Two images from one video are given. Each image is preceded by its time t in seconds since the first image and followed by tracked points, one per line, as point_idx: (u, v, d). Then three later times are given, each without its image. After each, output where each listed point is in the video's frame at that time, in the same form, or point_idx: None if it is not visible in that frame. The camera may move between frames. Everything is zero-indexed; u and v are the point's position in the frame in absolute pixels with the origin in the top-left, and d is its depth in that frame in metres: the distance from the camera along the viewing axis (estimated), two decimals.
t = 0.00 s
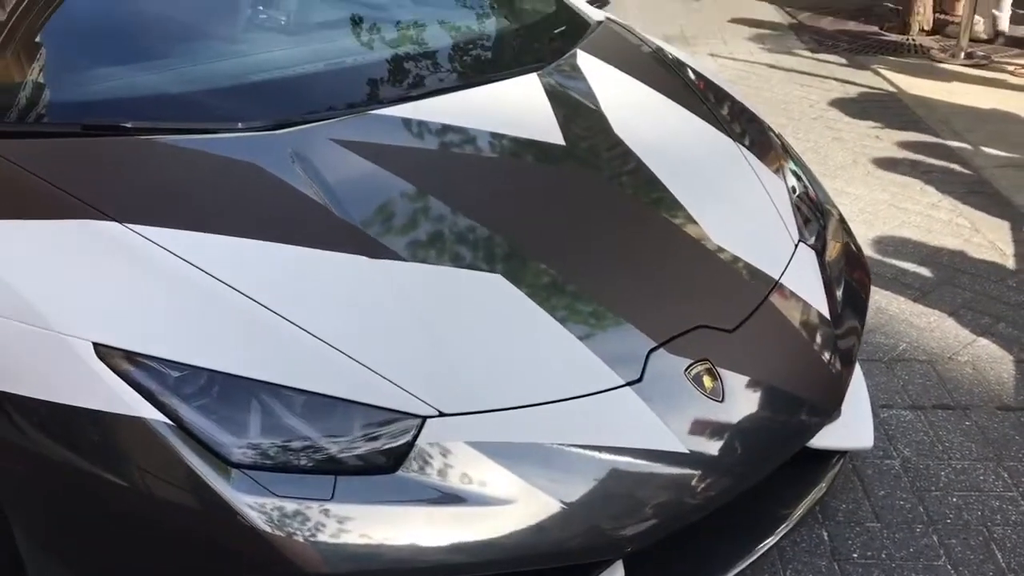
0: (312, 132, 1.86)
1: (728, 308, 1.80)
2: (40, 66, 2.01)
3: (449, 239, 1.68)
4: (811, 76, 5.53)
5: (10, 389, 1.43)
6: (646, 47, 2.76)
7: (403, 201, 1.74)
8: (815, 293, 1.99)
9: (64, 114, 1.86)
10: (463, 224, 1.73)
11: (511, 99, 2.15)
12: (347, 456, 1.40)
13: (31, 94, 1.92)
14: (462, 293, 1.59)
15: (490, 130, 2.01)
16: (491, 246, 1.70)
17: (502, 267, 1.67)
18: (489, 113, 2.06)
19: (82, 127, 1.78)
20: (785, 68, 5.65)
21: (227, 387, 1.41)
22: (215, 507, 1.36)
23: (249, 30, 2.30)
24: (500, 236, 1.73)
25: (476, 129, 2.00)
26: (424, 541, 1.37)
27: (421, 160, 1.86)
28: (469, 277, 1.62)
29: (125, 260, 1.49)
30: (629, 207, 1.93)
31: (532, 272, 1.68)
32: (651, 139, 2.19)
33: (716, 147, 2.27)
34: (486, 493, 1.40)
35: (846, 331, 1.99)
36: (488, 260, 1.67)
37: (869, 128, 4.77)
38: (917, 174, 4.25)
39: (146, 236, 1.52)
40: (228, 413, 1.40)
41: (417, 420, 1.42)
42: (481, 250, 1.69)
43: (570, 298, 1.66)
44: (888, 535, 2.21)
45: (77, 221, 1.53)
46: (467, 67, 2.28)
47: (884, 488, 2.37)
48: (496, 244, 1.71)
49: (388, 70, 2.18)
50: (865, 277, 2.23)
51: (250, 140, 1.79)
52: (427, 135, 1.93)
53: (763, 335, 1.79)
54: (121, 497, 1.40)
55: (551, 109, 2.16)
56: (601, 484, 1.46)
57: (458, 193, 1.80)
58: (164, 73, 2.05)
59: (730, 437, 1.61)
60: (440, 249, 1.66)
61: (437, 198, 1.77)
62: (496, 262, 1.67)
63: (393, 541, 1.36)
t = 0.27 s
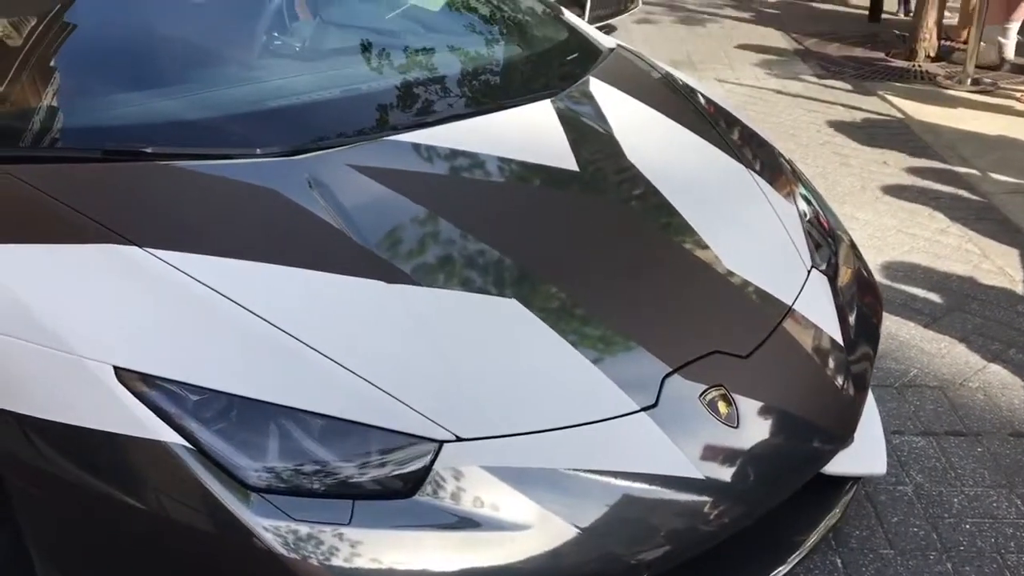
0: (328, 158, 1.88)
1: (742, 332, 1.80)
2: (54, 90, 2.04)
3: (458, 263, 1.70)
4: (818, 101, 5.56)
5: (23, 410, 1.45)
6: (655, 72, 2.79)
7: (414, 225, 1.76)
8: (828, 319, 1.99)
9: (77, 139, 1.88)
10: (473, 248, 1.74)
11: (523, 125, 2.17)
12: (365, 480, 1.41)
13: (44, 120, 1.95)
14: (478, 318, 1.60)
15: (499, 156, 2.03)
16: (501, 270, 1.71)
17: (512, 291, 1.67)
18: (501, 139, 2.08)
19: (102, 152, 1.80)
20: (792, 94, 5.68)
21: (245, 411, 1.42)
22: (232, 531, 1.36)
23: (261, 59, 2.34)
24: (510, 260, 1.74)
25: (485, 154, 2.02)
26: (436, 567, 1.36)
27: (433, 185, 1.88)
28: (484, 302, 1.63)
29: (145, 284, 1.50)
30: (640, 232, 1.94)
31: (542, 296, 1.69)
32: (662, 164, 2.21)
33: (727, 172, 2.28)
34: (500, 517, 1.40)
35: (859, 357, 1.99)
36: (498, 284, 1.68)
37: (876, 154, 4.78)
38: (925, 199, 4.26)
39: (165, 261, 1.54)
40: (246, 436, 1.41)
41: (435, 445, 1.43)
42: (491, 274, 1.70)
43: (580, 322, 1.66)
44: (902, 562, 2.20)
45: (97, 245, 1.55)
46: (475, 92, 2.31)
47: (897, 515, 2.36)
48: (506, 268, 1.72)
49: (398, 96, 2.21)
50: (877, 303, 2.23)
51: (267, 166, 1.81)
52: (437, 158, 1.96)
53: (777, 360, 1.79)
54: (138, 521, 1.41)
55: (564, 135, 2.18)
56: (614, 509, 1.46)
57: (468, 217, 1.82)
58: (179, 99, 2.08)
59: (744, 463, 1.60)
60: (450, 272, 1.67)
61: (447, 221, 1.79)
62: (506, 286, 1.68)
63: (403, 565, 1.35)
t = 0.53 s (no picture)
0: (344, 188, 1.90)
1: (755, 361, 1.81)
2: (69, 116, 2.06)
3: (468, 290, 1.71)
4: (826, 128, 5.58)
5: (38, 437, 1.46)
6: (664, 100, 2.81)
7: (423, 252, 1.78)
8: (841, 349, 1.99)
9: (92, 169, 1.90)
10: (482, 274, 1.76)
11: (533, 154, 2.19)
12: (381, 510, 1.41)
13: (58, 147, 1.97)
14: (493, 347, 1.60)
15: (508, 184, 2.04)
16: (510, 297, 1.72)
17: (522, 318, 1.68)
18: (513, 168, 2.10)
19: (122, 182, 1.82)
20: (800, 121, 5.70)
21: (262, 440, 1.42)
22: (249, 560, 1.37)
23: (273, 89, 2.37)
24: (520, 286, 1.75)
25: (495, 183, 2.03)
26: None
27: (444, 214, 1.89)
28: (498, 331, 1.63)
29: (164, 314, 1.51)
30: (649, 259, 1.95)
31: (552, 323, 1.69)
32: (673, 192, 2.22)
33: (737, 198, 2.29)
34: (513, 547, 1.40)
35: (873, 385, 1.99)
36: (507, 311, 1.69)
37: (884, 181, 4.79)
38: (934, 227, 4.26)
39: (184, 290, 1.55)
40: (263, 466, 1.41)
41: (451, 475, 1.43)
42: (500, 300, 1.71)
43: (590, 350, 1.66)
44: None
45: (115, 275, 1.56)
46: (484, 118, 2.35)
47: (910, 545, 2.35)
48: (516, 295, 1.73)
49: (408, 126, 2.24)
50: (889, 331, 2.23)
51: (284, 197, 1.83)
52: (446, 185, 1.98)
53: (790, 390, 1.79)
54: (153, 550, 1.42)
55: (575, 163, 2.20)
56: (625, 539, 1.46)
57: (478, 244, 1.84)
58: (193, 128, 2.10)
59: (756, 494, 1.60)
60: (459, 298, 1.68)
61: (456, 247, 1.81)
62: (516, 313, 1.69)
63: None
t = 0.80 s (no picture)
0: (357, 221, 1.92)
1: (766, 394, 1.80)
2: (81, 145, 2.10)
3: (477, 318, 1.72)
4: (834, 157, 5.60)
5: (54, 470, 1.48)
6: (673, 131, 2.83)
7: (433, 280, 1.80)
8: (851, 381, 1.98)
9: (107, 199, 1.92)
10: (491, 302, 1.77)
11: (543, 185, 2.21)
12: (392, 544, 1.41)
13: (70, 177, 2.00)
14: (505, 380, 1.61)
15: (517, 215, 2.06)
16: (519, 326, 1.73)
17: (530, 347, 1.69)
18: (522, 199, 2.12)
19: (137, 213, 1.84)
20: (807, 150, 5.72)
21: (275, 472, 1.43)
22: None
23: (286, 120, 2.40)
24: (528, 316, 1.76)
25: (506, 215, 2.05)
26: None
27: (455, 245, 1.91)
28: (510, 363, 1.64)
29: (178, 345, 1.52)
30: (658, 289, 1.96)
31: (561, 353, 1.70)
32: (682, 223, 2.23)
33: (746, 229, 2.30)
34: None
35: (884, 417, 1.99)
36: (516, 341, 1.69)
37: (892, 211, 4.80)
38: (943, 257, 4.26)
39: (198, 321, 1.56)
40: (276, 498, 1.42)
41: (463, 508, 1.43)
42: (509, 329, 1.72)
43: (598, 380, 1.67)
44: None
45: (131, 306, 1.58)
46: (491, 147, 2.38)
47: None
48: (524, 324, 1.74)
49: (420, 158, 2.26)
50: (899, 363, 2.22)
51: (298, 228, 1.85)
52: (455, 215, 2.01)
53: (801, 423, 1.78)
54: None
55: (585, 194, 2.21)
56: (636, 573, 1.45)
57: (488, 274, 1.85)
58: (208, 158, 2.13)
59: (768, 527, 1.59)
60: (468, 327, 1.69)
61: (464, 275, 1.83)
62: (524, 342, 1.70)
63: None
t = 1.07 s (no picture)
0: (373, 249, 1.94)
1: (779, 426, 1.80)
2: (97, 168, 2.12)
3: (488, 345, 1.73)
4: (845, 189, 5.61)
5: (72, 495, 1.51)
6: (686, 161, 2.84)
7: (445, 307, 1.81)
8: (865, 414, 1.97)
9: (123, 225, 1.94)
10: (502, 329, 1.78)
11: (555, 214, 2.22)
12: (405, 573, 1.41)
13: (85, 201, 2.02)
14: (519, 409, 1.61)
15: (530, 244, 2.07)
16: (529, 353, 1.74)
17: (541, 374, 1.69)
18: (535, 228, 2.13)
19: (156, 239, 1.87)
20: (819, 181, 5.73)
21: (289, 498, 1.43)
22: None
23: (303, 147, 2.43)
24: (540, 343, 1.77)
25: (518, 244, 2.06)
26: None
27: (469, 273, 1.92)
28: (524, 392, 1.64)
29: (197, 372, 1.55)
30: (670, 319, 1.96)
31: (571, 381, 1.70)
32: (695, 253, 2.24)
33: (758, 260, 2.30)
34: None
35: (897, 449, 1.98)
36: (527, 368, 1.70)
37: (904, 243, 4.80)
38: (955, 290, 4.25)
39: (217, 349, 1.59)
40: (289, 525, 1.42)
41: (476, 538, 1.43)
42: (520, 357, 1.72)
43: (609, 409, 1.67)
44: None
45: (150, 332, 1.61)
46: (504, 174, 2.43)
47: None
48: (535, 351, 1.74)
49: (435, 187, 2.29)
50: (912, 396, 2.21)
51: (314, 256, 1.88)
52: (466, 241, 2.03)
53: (814, 456, 1.78)
54: None
55: (598, 223, 2.23)
56: None
57: (500, 302, 1.86)
58: (225, 183, 2.16)
59: (780, 561, 1.58)
60: (479, 353, 1.70)
61: (476, 303, 1.84)
62: (535, 369, 1.70)
63: None
